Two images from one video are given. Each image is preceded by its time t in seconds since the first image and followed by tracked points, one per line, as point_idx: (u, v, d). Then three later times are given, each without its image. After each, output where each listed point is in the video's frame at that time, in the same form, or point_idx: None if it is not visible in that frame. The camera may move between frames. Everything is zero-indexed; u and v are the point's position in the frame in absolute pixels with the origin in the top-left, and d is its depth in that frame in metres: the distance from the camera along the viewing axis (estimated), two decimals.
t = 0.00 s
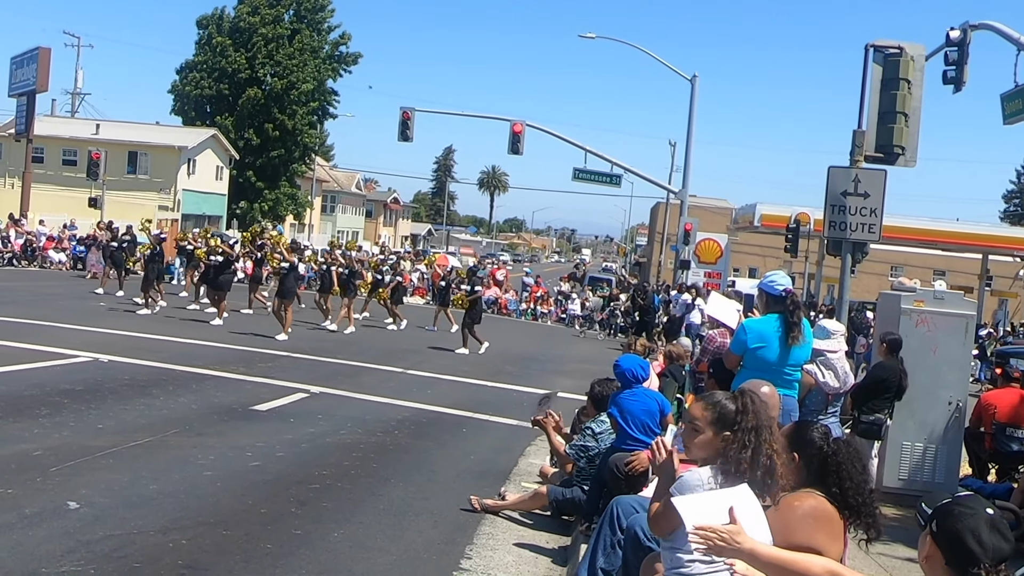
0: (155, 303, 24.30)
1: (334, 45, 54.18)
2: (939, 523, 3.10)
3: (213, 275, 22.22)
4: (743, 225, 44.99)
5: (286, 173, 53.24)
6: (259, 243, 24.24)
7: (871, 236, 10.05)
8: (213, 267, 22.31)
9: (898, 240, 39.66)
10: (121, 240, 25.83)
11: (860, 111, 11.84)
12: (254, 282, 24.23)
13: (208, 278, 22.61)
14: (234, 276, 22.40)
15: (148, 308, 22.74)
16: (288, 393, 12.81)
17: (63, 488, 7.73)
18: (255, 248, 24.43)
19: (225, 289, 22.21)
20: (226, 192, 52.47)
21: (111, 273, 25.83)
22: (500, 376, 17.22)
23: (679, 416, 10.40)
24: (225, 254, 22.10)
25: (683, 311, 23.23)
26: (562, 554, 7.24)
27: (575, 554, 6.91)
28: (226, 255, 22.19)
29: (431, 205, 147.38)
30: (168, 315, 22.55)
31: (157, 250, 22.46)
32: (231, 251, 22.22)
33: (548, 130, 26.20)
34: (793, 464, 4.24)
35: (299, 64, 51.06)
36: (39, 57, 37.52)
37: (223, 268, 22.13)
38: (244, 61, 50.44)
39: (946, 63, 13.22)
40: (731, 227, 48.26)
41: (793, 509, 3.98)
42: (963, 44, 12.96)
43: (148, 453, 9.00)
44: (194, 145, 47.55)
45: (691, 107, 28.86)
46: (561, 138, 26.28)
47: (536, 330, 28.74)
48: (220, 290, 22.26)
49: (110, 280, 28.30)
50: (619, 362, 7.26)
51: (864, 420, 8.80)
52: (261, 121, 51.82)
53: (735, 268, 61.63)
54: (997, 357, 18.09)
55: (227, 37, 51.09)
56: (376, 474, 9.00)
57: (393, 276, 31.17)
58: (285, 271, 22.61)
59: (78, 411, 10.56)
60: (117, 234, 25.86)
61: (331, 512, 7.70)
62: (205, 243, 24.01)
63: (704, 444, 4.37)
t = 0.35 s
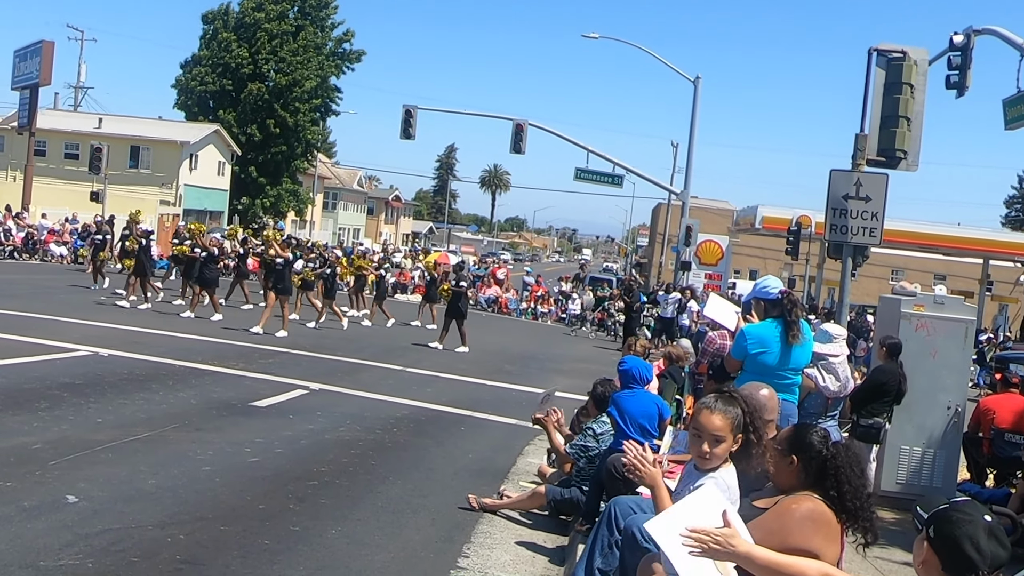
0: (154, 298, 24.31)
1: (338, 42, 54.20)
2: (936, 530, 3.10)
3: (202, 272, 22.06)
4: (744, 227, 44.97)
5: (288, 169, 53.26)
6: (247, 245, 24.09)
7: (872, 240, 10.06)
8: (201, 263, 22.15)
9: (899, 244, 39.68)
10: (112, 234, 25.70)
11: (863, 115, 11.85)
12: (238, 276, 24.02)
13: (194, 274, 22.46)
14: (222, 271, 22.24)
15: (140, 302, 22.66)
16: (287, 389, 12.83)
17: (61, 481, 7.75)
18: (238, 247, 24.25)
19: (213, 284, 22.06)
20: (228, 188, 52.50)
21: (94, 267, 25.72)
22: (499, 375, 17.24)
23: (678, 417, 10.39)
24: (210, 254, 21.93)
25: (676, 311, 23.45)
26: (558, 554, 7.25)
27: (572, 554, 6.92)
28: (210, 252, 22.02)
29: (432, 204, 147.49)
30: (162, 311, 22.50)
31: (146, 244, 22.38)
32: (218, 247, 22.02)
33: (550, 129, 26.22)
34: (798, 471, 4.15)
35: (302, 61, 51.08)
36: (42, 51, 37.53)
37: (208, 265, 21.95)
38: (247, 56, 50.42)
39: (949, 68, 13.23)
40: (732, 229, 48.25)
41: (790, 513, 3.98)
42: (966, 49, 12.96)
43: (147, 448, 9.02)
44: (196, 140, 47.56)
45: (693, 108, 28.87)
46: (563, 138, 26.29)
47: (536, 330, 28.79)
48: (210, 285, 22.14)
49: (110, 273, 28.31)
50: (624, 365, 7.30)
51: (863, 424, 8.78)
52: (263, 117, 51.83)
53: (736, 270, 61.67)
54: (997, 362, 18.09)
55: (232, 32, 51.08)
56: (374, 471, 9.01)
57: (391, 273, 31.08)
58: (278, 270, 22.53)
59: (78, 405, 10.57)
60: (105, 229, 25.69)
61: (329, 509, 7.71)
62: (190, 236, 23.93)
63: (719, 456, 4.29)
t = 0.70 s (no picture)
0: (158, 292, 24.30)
1: (342, 37, 54.12)
2: (954, 532, 3.07)
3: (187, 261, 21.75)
4: (748, 224, 44.93)
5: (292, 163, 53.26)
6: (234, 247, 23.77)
7: (877, 237, 10.03)
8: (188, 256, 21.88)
9: (903, 242, 39.62)
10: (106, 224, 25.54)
11: (868, 111, 11.83)
12: (226, 273, 23.69)
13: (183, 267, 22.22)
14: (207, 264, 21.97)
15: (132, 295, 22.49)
16: (291, 383, 12.82)
17: (65, 474, 7.74)
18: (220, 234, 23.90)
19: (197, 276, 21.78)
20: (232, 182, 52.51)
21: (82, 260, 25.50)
22: (502, 370, 17.23)
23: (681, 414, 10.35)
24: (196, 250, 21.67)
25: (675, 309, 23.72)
26: (563, 550, 7.23)
27: (576, 551, 6.91)
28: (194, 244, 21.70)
29: (436, 199, 147.60)
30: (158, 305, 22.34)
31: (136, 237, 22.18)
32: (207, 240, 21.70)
33: (555, 125, 26.17)
34: (807, 467, 4.15)
35: (307, 56, 51.02)
36: (47, 44, 37.50)
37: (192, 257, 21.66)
38: (252, 51, 50.33)
39: (955, 65, 13.18)
40: (735, 225, 48.24)
41: (797, 509, 3.99)
42: (972, 46, 12.91)
43: (150, 441, 9.02)
44: (200, 134, 47.56)
45: (699, 105, 28.80)
46: (568, 134, 26.24)
47: (540, 326, 28.78)
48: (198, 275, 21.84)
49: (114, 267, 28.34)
50: (639, 353, 7.42)
51: (867, 420, 8.70)
52: (268, 111, 51.81)
53: (740, 266, 61.70)
54: (1001, 360, 18.05)
55: (237, 26, 50.98)
56: (377, 466, 9.01)
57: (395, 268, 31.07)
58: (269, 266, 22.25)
59: (81, 398, 10.58)
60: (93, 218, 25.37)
61: (332, 503, 7.70)
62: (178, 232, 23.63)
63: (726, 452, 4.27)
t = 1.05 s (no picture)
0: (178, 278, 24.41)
1: (363, 22, 54.07)
2: (986, 515, 3.04)
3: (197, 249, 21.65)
4: (771, 207, 44.67)
5: (313, 149, 53.37)
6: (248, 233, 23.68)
7: (902, 220, 9.93)
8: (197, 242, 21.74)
9: (928, 225, 39.28)
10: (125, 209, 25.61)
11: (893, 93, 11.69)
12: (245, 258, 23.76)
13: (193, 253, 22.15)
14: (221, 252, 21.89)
15: (148, 282, 22.45)
16: (314, 368, 12.88)
17: (92, 458, 7.82)
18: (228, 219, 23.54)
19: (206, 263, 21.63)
20: (253, 167, 52.70)
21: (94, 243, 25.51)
22: (524, 355, 17.24)
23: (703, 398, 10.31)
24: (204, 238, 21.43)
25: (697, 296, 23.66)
26: (586, 533, 7.25)
27: (599, 533, 6.91)
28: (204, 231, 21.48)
29: (456, 183, 147.73)
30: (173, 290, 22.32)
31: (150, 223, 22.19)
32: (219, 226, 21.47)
33: (576, 108, 26.05)
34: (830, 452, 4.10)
35: (328, 41, 51.02)
36: (69, 31, 37.67)
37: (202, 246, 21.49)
38: (275, 38, 50.27)
39: (981, 45, 13.00)
40: (758, 208, 47.92)
41: (822, 492, 3.97)
42: (999, 25, 12.73)
43: (176, 425, 9.09)
44: (222, 120, 47.69)
45: (720, 87, 28.60)
46: (589, 118, 26.11)
47: (561, 311, 28.77)
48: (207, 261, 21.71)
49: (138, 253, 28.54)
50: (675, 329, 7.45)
51: (893, 404, 8.70)
52: (289, 96, 51.91)
53: (762, 250, 61.35)
54: None
55: (259, 12, 50.99)
56: (401, 450, 9.03)
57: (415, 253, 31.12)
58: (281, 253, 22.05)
59: (107, 382, 10.68)
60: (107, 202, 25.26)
61: (356, 486, 7.75)
62: (189, 214, 23.43)
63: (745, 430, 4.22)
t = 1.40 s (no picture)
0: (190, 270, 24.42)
1: (383, 15, 54.11)
2: (1005, 509, 3.03)
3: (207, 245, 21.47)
4: (792, 200, 44.44)
5: (333, 142, 53.51)
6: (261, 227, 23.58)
7: (924, 212, 9.87)
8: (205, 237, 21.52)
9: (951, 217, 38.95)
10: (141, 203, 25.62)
11: (918, 83, 11.59)
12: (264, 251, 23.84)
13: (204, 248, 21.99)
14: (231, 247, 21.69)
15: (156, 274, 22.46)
16: (334, 360, 12.93)
17: (116, 449, 7.89)
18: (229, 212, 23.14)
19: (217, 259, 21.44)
20: (274, 160, 52.90)
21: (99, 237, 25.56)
22: (544, 347, 17.24)
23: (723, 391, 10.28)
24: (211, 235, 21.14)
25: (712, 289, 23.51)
26: (606, 525, 7.27)
27: (619, 526, 6.90)
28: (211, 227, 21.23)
29: (476, 176, 147.85)
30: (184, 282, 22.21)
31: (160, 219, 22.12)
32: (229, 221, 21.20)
33: (596, 101, 25.98)
34: (851, 450, 4.10)
35: (348, 34, 51.09)
36: (91, 25, 37.89)
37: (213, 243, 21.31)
38: (296, 31, 50.37)
39: (1005, 35, 12.85)
40: (778, 201, 47.70)
41: (845, 487, 3.97)
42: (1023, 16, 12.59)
43: (198, 417, 9.16)
44: (243, 113, 47.88)
45: (741, 79, 28.45)
46: (609, 110, 26.04)
47: (580, 304, 28.78)
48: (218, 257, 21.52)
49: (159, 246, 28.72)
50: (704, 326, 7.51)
51: (914, 399, 8.67)
52: (309, 89, 52.04)
53: (783, 243, 61.04)
54: None
55: (279, 6, 51.09)
56: (421, 442, 9.06)
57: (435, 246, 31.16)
58: (291, 246, 21.79)
59: (130, 374, 10.78)
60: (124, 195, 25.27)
61: (377, 478, 7.79)
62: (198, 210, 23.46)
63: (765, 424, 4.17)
